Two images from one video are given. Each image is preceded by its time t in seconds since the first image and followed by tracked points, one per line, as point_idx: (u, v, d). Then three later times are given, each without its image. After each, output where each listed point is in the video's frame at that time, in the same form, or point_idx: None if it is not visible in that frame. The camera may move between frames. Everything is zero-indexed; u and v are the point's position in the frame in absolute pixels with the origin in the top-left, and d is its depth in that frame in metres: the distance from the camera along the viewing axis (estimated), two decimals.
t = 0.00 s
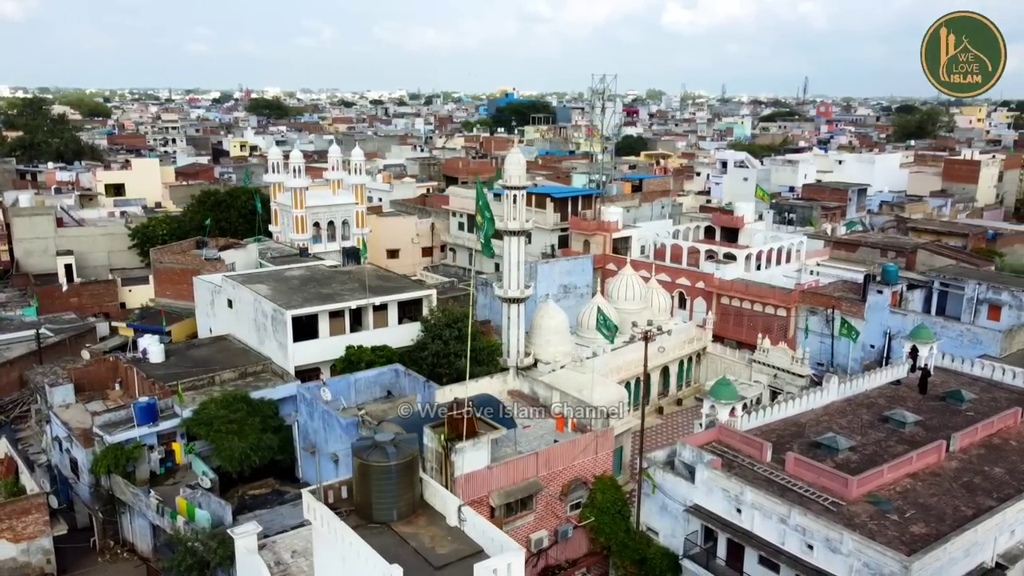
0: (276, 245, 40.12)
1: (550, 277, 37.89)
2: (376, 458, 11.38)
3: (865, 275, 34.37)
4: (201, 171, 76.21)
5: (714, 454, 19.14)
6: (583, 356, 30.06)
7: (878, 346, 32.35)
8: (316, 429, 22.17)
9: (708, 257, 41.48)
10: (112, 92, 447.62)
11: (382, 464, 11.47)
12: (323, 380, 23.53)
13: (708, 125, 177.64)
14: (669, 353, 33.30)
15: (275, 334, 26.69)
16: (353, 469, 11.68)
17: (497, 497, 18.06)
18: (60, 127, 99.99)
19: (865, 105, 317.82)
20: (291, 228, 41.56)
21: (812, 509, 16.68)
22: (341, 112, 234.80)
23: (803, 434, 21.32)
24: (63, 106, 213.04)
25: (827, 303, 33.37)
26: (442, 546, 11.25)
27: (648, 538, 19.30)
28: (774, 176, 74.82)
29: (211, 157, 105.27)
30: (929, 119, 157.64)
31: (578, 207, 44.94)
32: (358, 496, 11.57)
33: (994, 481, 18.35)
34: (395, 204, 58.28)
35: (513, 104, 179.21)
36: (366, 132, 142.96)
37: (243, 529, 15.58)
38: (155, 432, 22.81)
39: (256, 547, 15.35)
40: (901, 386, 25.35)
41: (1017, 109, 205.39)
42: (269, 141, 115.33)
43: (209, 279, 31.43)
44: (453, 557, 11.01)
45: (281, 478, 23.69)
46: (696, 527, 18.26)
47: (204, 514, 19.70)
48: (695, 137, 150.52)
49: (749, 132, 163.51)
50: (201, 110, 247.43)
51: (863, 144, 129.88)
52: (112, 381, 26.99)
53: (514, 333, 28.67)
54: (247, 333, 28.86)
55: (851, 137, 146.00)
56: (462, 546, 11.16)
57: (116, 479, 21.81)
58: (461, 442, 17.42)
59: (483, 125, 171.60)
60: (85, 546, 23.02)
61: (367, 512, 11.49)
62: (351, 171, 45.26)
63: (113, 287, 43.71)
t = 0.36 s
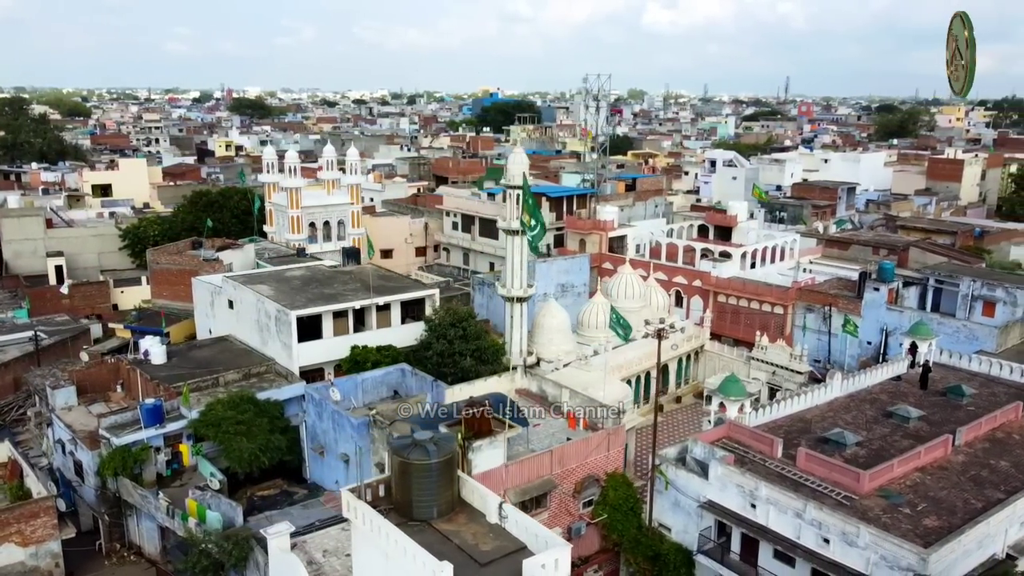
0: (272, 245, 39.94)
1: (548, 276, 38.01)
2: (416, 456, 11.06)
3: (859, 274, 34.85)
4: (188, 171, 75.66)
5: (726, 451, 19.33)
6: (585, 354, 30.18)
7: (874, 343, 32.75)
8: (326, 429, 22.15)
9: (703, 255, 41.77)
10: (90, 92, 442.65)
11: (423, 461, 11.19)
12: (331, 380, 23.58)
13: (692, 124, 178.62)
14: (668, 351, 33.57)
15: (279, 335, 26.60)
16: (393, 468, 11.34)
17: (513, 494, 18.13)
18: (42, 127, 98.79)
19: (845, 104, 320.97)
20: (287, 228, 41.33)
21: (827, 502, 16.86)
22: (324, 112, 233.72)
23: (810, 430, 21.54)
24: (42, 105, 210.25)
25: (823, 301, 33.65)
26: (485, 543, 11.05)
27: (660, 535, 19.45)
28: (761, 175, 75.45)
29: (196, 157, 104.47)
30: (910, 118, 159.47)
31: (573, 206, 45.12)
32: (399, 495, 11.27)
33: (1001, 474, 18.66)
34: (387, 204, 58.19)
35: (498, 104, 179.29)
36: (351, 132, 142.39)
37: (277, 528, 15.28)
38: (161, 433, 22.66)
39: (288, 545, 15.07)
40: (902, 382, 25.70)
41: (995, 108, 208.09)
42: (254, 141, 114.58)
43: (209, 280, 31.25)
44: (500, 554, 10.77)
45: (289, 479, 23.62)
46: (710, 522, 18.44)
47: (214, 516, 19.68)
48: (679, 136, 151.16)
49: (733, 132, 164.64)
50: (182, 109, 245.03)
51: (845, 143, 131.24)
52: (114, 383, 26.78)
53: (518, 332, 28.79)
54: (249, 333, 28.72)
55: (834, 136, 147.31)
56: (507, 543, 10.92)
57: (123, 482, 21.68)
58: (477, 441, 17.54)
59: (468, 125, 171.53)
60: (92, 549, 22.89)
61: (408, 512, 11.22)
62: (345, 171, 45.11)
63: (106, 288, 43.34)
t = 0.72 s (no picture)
0: (266, 245, 39.72)
1: (544, 275, 38.13)
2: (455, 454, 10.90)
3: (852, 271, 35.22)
4: (173, 171, 74.98)
5: (735, 447, 19.54)
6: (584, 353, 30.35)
7: (868, 339, 33.18)
8: (332, 430, 22.11)
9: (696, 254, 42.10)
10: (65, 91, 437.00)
11: (462, 459, 11.01)
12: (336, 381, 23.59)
13: (674, 123, 179.64)
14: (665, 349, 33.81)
15: (281, 335, 26.51)
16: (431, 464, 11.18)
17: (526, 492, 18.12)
18: (21, 126, 97.40)
19: (824, 105, 323.67)
20: (280, 228, 41.10)
21: (839, 496, 17.09)
22: (305, 112, 232.24)
23: (814, 425, 21.80)
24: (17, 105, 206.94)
25: (819, 298, 34.35)
26: (526, 540, 10.91)
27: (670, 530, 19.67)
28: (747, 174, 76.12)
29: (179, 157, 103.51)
30: (889, 117, 161.23)
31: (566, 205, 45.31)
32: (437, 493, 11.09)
33: (1004, 467, 19.01)
34: (377, 203, 58.06)
35: (481, 103, 179.27)
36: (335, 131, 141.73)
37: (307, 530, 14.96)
38: (166, 435, 22.47)
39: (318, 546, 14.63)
40: (900, 378, 26.09)
41: (972, 108, 210.71)
42: (237, 141, 113.66)
43: (206, 281, 31.07)
44: (542, 550, 10.63)
45: (294, 479, 23.54)
46: (720, 517, 18.64)
47: (224, 517, 19.58)
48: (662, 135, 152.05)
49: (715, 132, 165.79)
50: (160, 109, 242.37)
51: (826, 142, 132.70)
52: (113, 385, 26.55)
53: (519, 331, 28.97)
54: (249, 334, 28.59)
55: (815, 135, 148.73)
56: (548, 539, 10.80)
57: (129, 484, 21.47)
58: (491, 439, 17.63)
59: (451, 124, 171.29)
60: (95, 553, 22.67)
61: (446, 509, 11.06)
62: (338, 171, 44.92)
63: (95, 289, 42.96)
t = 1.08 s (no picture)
0: (250, 246, 39.37)
1: (532, 273, 38.26)
2: (485, 451, 10.92)
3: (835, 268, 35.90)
4: (147, 172, 73.99)
5: (735, 441, 19.80)
6: (576, 351, 30.53)
7: (853, 335, 33.75)
8: (332, 430, 22.03)
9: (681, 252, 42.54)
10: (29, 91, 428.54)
11: (492, 455, 11.02)
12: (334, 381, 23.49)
13: (648, 123, 180.81)
14: (654, 346, 34.11)
15: (275, 336, 26.35)
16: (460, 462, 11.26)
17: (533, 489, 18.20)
18: None
19: (794, 105, 328.13)
20: (264, 229, 40.76)
21: (840, 488, 17.42)
22: (276, 111, 230.10)
23: (809, 419, 22.15)
24: None
25: (804, 295, 34.77)
26: (557, 535, 10.96)
27: (671, 524, 19.94)
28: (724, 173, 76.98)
29: (151, 158, 102.11)
30: (858, 117, 163.76)
31: (550, 204, 45.51)
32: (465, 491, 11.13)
33: (995, 457, 19.49)
34: (358, 203, 57.85)
35: (456, 103, 179.07)
36: (308, 131, 140.58)
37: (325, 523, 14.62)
38: (162, 438, 22.23)
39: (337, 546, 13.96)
40: (888, 371, 26.64)
41: (938, 107, 214.46)
42: (208, 140, 112.89)
43: (194, 283, 30.74)
44: (574, 544, 10.69)
45: (292, 481, 23.41)
46: (722, 511, 18.91)
47: (225, 519, 19.44)
48: (636, 134, 152.94)
49: (688, 131, 167.30)
50: (128, 108, 238.70)
51: (798, 141, 134.66)
52: (104, 388, 26.16)
53: (512, 329, 29.11)
54: (240, 335, 28.37)
55: (787, 135, 150.68)
56: (580, 533, 10.86)
57: (125, 489, 21.19)
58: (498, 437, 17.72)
59: (426, 124, 170.84)
60: (90, 559, 22.33)
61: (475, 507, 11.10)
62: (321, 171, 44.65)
63: (75, 292, 42.25)
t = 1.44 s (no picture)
0: (231, 247, 38.95)
1: (516, 272, 38.37)
2: (511, 448, 10.90)
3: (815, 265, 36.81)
4: (117, 172, 72.75)
5: (731, 436, 20.12)
6: (564, 349, 30.71)
7: (834, 330, 34.35)
8: (328, 431, 21.94)
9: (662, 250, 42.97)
10: None
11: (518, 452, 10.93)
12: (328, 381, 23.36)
13: (619, 122, 181.93)
14: (639, 344, 34.46)
15: (265, 337, 26.14)
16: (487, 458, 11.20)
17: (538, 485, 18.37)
18: None
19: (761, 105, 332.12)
20: (245, 229, 40.35)
21: (838, 479, 17.79)
22: (244, 110, 226.74)
23: (800, 413, 22.55)
24: None
25: (786, 291, 35.34)
26: (585, 529, 10.99)
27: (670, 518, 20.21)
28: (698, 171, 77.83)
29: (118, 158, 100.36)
30: (824, 116, 166.35)
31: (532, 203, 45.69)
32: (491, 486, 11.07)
33: (983, 447, 20.02)
34: (336, 203, 57.54)
35: (427, 102, 178.53)
36: (279, 131, 139.24)
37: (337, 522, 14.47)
38: (155, 442, 21.97)
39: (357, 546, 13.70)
40: (872, 365, 27.21)
41: (900, 107, 218.77)
42: (177, 141, 111.38)
43: (178, 284, 30.35)
44: (603, 538, 10.71)
45: (286, 483, 23.27)
46: (721, 504, 19.21)
47: (224, 522, 19.37)
48: (607, 133, 153.77)
49: (658, 130, 168.66)
50: (91, 108, 234.21)
51: (766, 141, 136.50)
52: (90, 393, 25.77)
53: (502, 328, 29.20)
54: (227, 337, 28.08)
55: (756, 134, 152.59)
56: (608, 527, 10.90)
57: (119, 494, 20.91)
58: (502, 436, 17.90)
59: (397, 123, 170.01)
60: (81, 566, 21.96)
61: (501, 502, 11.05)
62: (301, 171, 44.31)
63: (50, 296, 41.33)
